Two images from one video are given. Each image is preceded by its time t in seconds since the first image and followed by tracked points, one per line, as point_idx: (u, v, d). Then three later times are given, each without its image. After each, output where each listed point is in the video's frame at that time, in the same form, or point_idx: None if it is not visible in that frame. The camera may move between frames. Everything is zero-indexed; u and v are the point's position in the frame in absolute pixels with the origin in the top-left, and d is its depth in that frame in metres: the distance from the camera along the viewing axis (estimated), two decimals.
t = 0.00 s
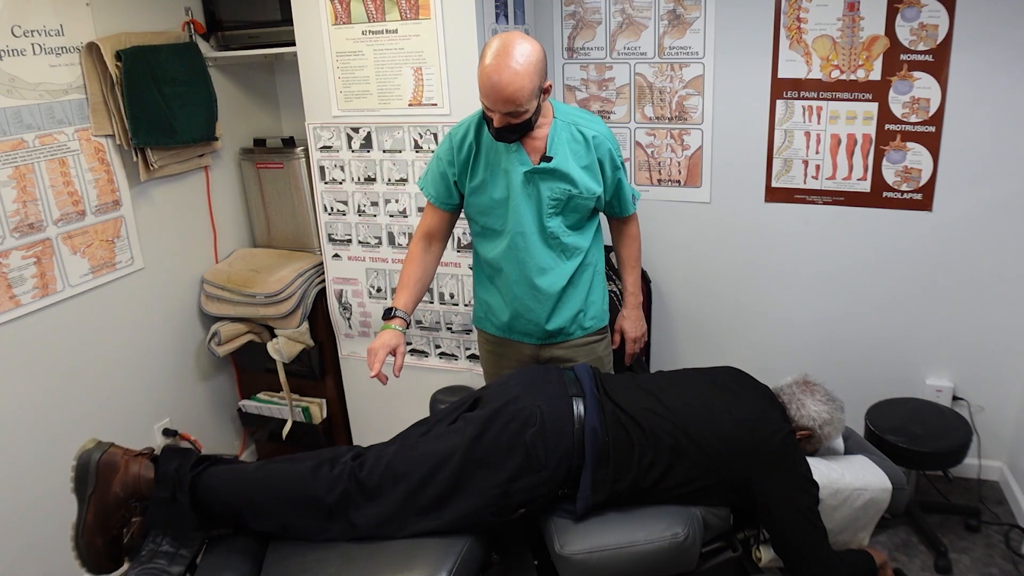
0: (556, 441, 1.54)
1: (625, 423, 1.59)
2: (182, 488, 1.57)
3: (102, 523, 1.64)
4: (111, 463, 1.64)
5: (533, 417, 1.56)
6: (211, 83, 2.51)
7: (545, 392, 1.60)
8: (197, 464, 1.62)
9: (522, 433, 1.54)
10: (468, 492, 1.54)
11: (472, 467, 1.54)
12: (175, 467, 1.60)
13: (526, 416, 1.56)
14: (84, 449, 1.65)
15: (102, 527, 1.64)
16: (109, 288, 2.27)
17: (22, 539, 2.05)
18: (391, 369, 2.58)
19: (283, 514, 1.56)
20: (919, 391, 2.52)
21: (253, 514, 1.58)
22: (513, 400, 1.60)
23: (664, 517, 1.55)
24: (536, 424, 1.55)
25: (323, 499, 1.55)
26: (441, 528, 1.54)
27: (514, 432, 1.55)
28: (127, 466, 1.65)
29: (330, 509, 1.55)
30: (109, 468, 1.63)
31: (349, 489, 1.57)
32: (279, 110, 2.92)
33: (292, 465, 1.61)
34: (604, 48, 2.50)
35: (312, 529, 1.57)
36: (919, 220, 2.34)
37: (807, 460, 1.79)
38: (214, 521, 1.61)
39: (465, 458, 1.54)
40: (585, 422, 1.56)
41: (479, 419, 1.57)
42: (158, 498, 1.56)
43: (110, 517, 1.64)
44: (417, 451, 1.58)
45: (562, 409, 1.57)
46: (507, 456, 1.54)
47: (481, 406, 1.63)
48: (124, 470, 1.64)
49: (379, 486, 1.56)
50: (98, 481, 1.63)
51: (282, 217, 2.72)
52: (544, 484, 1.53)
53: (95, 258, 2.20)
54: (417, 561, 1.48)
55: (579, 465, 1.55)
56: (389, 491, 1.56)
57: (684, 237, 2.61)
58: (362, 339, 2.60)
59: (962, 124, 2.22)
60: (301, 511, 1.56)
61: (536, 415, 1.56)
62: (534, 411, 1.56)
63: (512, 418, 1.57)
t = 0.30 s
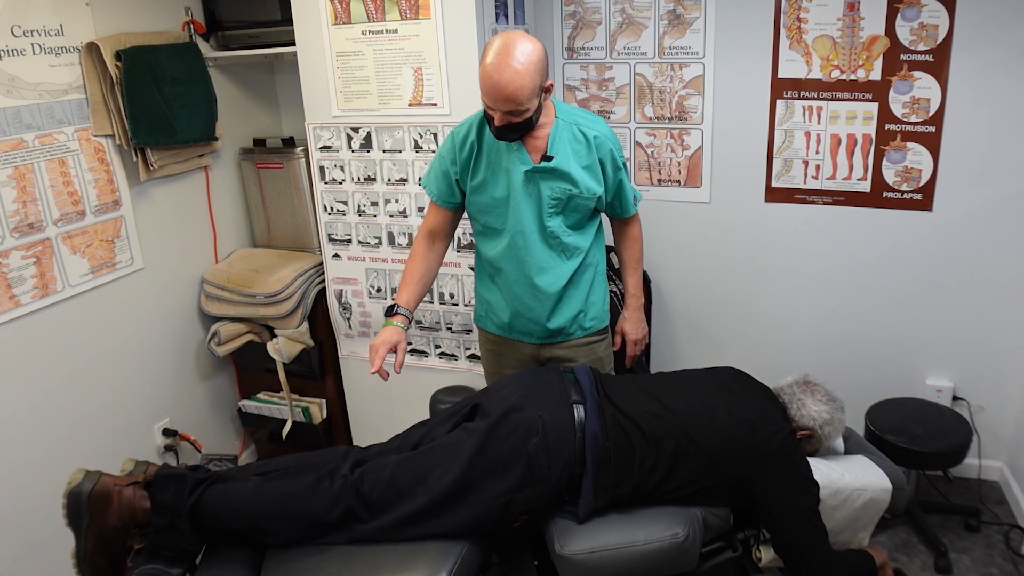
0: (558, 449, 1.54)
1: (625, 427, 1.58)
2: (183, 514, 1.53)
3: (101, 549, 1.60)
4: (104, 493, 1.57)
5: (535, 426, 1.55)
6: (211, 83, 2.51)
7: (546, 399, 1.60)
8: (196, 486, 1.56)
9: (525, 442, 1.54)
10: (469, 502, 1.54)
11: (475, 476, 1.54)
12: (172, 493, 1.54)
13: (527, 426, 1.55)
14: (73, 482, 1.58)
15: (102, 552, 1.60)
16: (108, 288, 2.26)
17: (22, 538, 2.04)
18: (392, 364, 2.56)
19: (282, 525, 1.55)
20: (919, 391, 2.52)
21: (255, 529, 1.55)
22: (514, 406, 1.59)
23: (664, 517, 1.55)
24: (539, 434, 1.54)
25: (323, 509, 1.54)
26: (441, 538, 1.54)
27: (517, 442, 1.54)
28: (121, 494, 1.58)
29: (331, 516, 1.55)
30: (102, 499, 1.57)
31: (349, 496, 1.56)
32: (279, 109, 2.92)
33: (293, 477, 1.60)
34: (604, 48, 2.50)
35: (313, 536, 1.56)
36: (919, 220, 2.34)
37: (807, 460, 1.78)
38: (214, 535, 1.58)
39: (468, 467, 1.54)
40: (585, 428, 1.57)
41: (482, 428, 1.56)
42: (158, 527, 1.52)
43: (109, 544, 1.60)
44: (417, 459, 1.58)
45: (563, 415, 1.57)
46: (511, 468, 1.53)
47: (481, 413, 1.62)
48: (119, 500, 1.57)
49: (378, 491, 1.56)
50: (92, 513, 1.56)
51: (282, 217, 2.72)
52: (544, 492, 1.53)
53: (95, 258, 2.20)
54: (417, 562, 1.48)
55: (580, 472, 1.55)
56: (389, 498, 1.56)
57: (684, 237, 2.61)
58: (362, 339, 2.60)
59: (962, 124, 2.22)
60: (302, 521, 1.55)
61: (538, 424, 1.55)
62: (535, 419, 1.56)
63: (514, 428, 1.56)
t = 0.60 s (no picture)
0: (559, 455, 1.54)
1: (626, 430, 1.58)
2: (184, 522, 1.53)
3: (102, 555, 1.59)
4: (106, 500, 1.57)
5: (535, 433, 1.55)
6: (211, 83, 2.51)
7: (546, 404, 1.59)
8: (196, 493, 1.57)
9: (525, 449, 1.54)
10: (473, 507, 1.54)
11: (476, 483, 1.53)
12: (173, 500, 1.55)
13: (528, 432, 1.55)
14: (74, 489, 1.56)
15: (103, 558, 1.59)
16: (108, 288, 2.26)
17: (22, 538, 2.05)
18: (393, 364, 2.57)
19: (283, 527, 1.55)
20: (920, 391, 2.52)
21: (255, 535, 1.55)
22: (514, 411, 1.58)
23: (664, 517, 1.55)
24: (538, 440, 1.54)
25: (324, 512, 1.54)
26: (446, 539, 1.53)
27: (517, 449, 1.54)
28: (122, 501, 1.57)
29: (332, 518, 1.55)
30: (104, 506, 1.56)
31: (350, 498, 1.57)
32: (279, 109, 2.92)
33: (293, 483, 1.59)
34: (604, 48, 2.50)
35: (315, 538, 1.56)
36: (919, 220, 2.34)
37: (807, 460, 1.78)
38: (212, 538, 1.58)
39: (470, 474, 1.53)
40: (585, 432, 1.56)
41: (481, 434, 1.56)
42: (160, 533, 1.52)
43: (110, 550, 1.59)
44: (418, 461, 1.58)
45: (563, 419, 1.57)
46: (513, 474, 1.53)
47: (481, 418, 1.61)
48: (120, 506, 1.57)
49: (379, 492, 1.56)
50: (93, 520, 1.56)
51: (282, 218, 2.72)
52: (547, 496, 1.54)
53: (95, 258, 2.20)
54: (417, 562, 1.49)
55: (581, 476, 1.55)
56: (390, 498, 1.56)
57: (684, 237, 2.61)
58: (362, 339, 2.60)
59: (962, 124, 2.22)
60: (303, 522, 1.55)
61: (538, 431, 1.55)
62: (535, 426, 1.55)
63: (515, 434, 1.55)
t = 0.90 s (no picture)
0: (561, 464, 1.54)
1: (628, 434, 1.57)
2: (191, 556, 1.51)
3: None
4: (107, 539, 1.49)
5: (536, 444, 1.55)
6: (211, 83, 2.51)
7: (548, 413, 1.59)
8: (202, 528, 1.53)
9: (526, 462, 1.53)
10: (476, 517, 1.53)
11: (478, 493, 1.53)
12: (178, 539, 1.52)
13: (530, 441, 1.55)
14: (72, 528, 1.48)
15: None
16: (108, 288, 2.26)
17: (23, 538, 2.04)
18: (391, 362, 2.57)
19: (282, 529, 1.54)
20: (919, 391, 2.52)
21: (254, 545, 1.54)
22: (514, 422, 1.58)
23: (664, 518, 1.55)
24: (540, 451, 1.54)
25: (325, 517, 1.55)
26: (449, 542, 1.53)
27: (519, 459, 1.53)
28: (124, 537, 1.50)
29: (333, 520, 1.55)
30: (106, 544, 1.49)
31: (351, 503, 1.56)
32: (279, 109, 2.92)
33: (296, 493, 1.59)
34: (604, 48, 2.50)
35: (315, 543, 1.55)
36: (919, 220, 2.34)
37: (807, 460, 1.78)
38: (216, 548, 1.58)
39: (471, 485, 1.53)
40: (587, 436, 1.56)
41: (483, 444, 1.55)
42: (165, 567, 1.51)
43: None
44: (420, 465, 1.59)
45: (563, 427, 1.57)
46: (516, 486, 1.53)
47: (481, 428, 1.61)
48: (123, 542, 1.50)
49: (380, 493, 1.56)
50: (95, 557, 1.49)
51: (282, 218, 2.72)
52: (549, 503, 1.54)
53: (95, 258, 2.20)
54: (417, 562, 1.48)
55: (582, 480, 1.55)
56: (391, 498, 1.56)
57: (684, 237, 2.61)
58: (362, 339, 2.60)
59: (962, 124, 2.22)
60: (304, 526, 1.54)
61: (539, 441, 1.55)
62: (536, 436, 1.55)
63: (518, 445, 1.55)
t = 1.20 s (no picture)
0: (564, 468, 1.53)
1: (630, 436, 1.57)
2: (192, 559, 1.51)
3: None
4: (109, 535, 1.48)
5: (538, 449, 1.53)
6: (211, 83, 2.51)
7: (551, 417, 1.57)
8: (203, 526, 1.53)
9: (528, 467, 1.52)
10: (479, 521, 1.53)
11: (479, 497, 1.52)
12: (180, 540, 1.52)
13: (533, 447, 1.53)
14: (77, 523, 1.47)
15: None
16: (108, 288, 2.26)
17: (23, 538, 2.05)
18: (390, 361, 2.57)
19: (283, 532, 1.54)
20: (920, 391, 2.52)
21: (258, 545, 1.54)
22: (516, 427, 1.55)
23: (664, 518, 1.56)
24: (541, 458, 1.52)
25: (326, 520, 1.54)
26: (451, 545, 1.53)
27: (521, 464, 1.52)
28: (127, 534, 1.49)
29: (334, 521, 1.55)
30: (108, 540, 1.47)
31: (352, 505, 1.56)
32: (279, 109, 2.92)
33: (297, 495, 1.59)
34: (604, 48, 2.50)
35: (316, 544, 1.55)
36: (919, 220, 2.34)
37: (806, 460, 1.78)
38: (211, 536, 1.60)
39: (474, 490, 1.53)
40: (588, 439, 1.56)
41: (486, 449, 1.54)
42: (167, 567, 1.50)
43: None
44: (421, 467, 1.59)
45: (565, 431, 1.55)
46: (518, 491, 1.52)
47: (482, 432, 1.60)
48: (125, 539, 1.49)
49: (381, 494, 1.57)
50: (97, 554, 1.47)
51: (282, 218, 2.72)
52: (551, 508, 1.53)
53: (95, 258, 2.20)
54: (416, 562, 1.48)
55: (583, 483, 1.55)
56: (392, 500, 1.56)
57: (684, 237, 2.61)
58: (362, 339, 2.60)
59: (962, 124, 2.22)
60: (306, 529, 1.54)
61: (541, 447, 1.53)
62: (538, 441, 1.53)
63: (521, 450, 1.53)
